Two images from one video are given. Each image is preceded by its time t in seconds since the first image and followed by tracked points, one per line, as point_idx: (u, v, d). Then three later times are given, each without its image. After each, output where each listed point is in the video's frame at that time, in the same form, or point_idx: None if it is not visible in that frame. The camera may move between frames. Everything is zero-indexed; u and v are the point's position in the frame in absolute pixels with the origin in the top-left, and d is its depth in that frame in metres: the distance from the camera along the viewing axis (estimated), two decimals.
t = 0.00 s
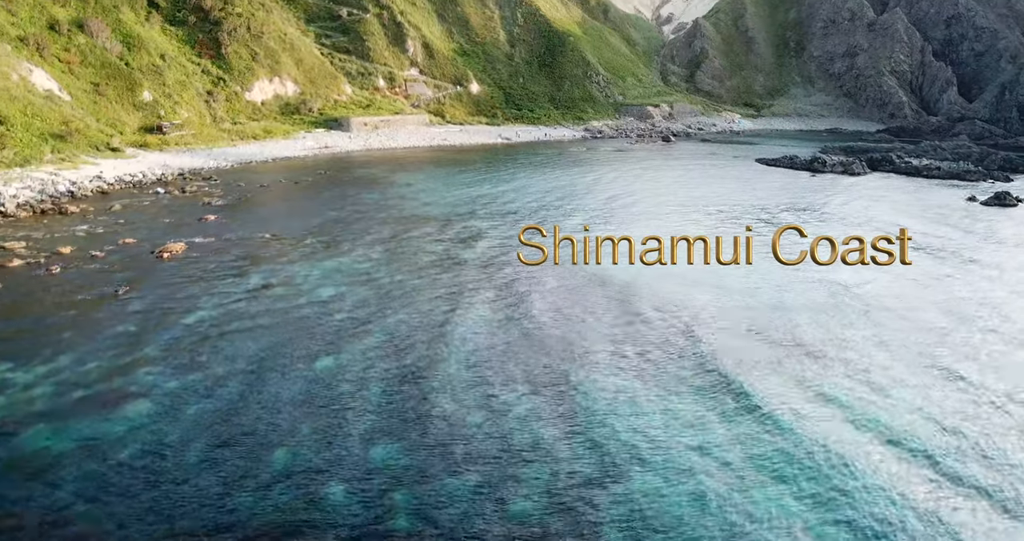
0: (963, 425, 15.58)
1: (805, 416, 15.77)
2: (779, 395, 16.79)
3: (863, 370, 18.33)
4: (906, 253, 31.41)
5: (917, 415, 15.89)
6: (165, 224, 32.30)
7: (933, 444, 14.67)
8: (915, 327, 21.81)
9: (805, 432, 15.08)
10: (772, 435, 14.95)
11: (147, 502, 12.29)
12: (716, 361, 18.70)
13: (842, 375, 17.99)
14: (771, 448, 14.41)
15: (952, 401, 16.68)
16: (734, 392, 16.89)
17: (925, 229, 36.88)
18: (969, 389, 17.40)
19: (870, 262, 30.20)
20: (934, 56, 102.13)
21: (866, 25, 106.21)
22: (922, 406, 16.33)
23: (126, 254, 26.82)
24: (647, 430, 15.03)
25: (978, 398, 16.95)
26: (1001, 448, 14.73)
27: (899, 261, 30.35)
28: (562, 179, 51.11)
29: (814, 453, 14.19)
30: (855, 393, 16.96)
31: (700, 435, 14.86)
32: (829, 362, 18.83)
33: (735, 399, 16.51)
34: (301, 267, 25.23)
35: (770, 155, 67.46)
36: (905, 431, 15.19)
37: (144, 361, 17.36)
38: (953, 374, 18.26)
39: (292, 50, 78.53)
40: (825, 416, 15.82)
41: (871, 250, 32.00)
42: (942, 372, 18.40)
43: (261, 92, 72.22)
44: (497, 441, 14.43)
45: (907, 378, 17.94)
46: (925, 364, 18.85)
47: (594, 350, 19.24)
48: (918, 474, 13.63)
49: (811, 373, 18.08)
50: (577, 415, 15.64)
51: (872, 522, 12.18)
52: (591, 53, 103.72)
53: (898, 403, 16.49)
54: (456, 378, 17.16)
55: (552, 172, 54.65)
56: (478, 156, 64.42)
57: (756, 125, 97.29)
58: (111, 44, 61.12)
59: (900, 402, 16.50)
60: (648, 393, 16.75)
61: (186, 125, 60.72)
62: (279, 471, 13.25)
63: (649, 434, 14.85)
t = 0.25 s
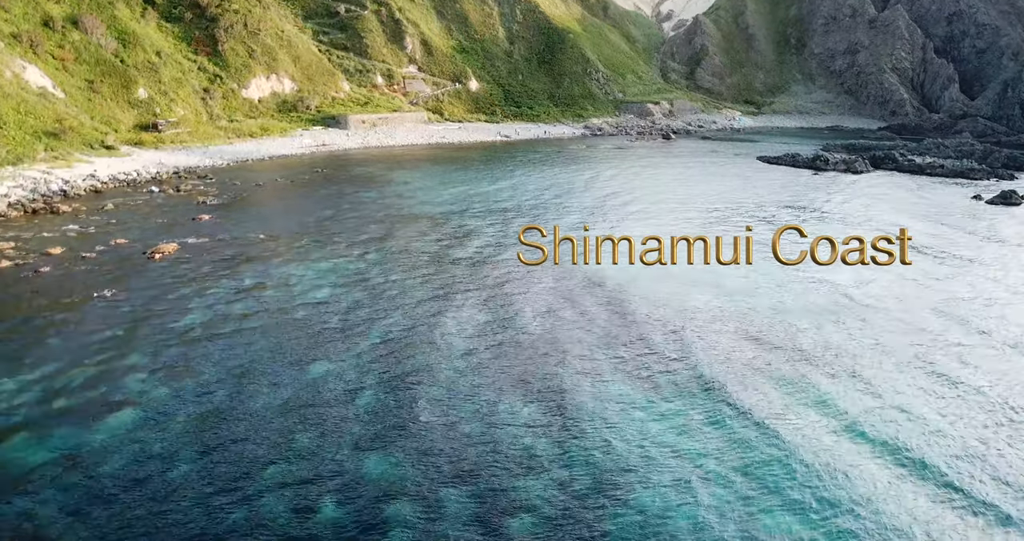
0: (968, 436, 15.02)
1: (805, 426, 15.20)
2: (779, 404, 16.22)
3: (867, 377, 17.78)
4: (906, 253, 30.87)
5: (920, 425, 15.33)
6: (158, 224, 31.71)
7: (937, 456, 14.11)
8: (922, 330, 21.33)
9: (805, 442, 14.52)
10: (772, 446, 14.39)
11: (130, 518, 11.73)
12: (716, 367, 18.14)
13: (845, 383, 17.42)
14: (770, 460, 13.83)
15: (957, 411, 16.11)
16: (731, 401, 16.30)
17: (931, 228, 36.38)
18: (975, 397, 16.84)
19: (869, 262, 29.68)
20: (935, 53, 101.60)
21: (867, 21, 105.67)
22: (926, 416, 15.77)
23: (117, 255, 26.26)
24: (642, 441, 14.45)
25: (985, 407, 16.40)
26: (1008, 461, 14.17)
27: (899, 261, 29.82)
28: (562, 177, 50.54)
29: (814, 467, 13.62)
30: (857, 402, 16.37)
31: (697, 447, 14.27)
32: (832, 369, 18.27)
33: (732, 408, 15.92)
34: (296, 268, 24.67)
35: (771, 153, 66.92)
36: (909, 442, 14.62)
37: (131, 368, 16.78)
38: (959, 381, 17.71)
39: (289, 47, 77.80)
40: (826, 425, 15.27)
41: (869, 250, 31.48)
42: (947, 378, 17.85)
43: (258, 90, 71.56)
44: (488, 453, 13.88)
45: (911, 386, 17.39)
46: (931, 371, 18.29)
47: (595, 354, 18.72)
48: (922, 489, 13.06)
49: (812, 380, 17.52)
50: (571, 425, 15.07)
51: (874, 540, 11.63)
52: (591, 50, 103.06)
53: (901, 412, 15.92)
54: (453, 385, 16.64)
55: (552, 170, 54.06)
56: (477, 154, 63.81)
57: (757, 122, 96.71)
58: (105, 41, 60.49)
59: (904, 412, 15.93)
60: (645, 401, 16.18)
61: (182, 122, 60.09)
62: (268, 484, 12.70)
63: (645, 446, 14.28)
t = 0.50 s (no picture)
0: (972, 447, 14.54)
1: (804, 436, 14.74)
2: (778, 412, 15.75)
3: (869, 384, 17.31)
4: (907, 254, 30.44)
5: (923, 436, 14.85)
6: (152, 223, 31.23)
7: (938, 469, 13.64)
8: (929, 333, 20.90)
9: (805, 453, 14.09)
10: (770, 457, 13.95)
11: (113, 534, 11.32)
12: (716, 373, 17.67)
13: (847, 390, 16.96)
14: (766, 474, 13.36)
15: (961, 420, 15.62)
16: (729, 409, 15.82)
17: (935, 228, 35.97)
18: (980, 405, 16.36)
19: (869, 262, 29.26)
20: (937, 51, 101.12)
21: (868, 19, 105.20)
22: (928, 426, 15.30)
23: (109, 255, 25.84)
24: (636, 453, 13.97)
25: (990, 416, 15.94)
26: (1013, 475, 13.68)
27: (898, 261, 29.41)
28: (562, 175, 50.10)
29: (811, 481, 13.17)
30: (858, 411, 15.89)
31: (692, 459, 13.80)
32: (834, 375, 17.80)
33: (730, 417, 15.44)
34: (291, 270, 24.24)
35: (773, 151, 66.46)
36: (910, 454, 14.14)
37: (119, 373, 16.38)
38: (965, 388, 17.23)
39: (286, 44, 77.24)
40: (826, 434, 14.84)
41: (869, 250, 31.05)
42: (952, 385, 17.38)
43: (256, 87, 71.02)
44: (479, 465, 13.41)
45: (916, 393, 16.93)
46: (935, 377, 17.82)
47: (596, 359, 18.31)
48: (922, 505, 12.59)
49: (813, 387, 17.06)
50: (565, 434, 14.59)
51: None
52: (591, 47, 102.53)
53: (902, 422, 15.44)
54: (449, 391, 16.22)
55: (551, 168, 53.60)
56: (476, 152, 63.38)
57: (757, 120, 96.28)
58: (101, 38, 59.95)
59: (906, 421, 15.45)
60: (641, 409, 15.71)
61: (179, 120, 59.58)
62: (257, 498, 12.27)
63: (638, 457, 13.81)
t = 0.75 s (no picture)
0: (976, 462, 13.95)
1: (802, 447, 14.24)
2: (777, 422, 15.26)
3: (873, 393, 16.78)
4: (906, 254, 29.98)
5: (926, 449, 14.28)
6: (144, 223, 30.65)
7: (939, 484, 13.07)
8: (938, 339, 20.38)
9: (803, 467, 13.53)
10: (767, 470, 13.40)
11: None
12: (717, 381, 17.17)
13: (849, 398, 16.44)
14: (760, 487, 12.84)
15: (965, 433, 15.02)
16: (727, 419, 15.31)
17: (940, 227, 35.44)
18: (988, 417, 15.76)
19: (869, 262, 28.82)
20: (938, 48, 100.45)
21: (869, 16, 104.59)
22: (931, 438, 14.71)
23: (99, 256, 25.29)
24: (626, 465, 13.45)
25: (998, 428, 15.34)
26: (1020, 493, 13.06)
27: (899, 261, 28.94)
28: (562, 174, 49.55)
29: (806, 496, 12.66)
30: (860, 422, 15.37)
31: (684, 472, 13.27)
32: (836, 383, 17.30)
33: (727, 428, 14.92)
34: (285, 272, 23.71)
35: (774, 149, 65.93)
36: (910, 468, 13.58)
37: (105, 381, 15.85)
38: (972, 398, 16.64)
39: (283, 41, 76.56)
40: (824, 447, 14.29)
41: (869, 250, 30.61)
42: (960, 395, 16.78)
43: (252, 85, 70.39)
44: (468, 480, 12.88)
45: (921, 403, 16.37)
46: (942, 387, 17.23)
47: (597, 366, 17.80)
48: (919, 522, 12.05)
49: (814, 395, 16.55)
50: (557, 446, 14.06)
51: None
52: (590, 44, 101.89)
53: (904, 434, 14.89)
54: (445, 401, 15.69)
55: (551, 167, 53.05)
56: (474, 150, 62.82)
57: (758, 118, 95.72)
58: (96, 35, 59.31)
59: (908, 433, 14.89)
60: (638, 420, 15.18)
61: (174, 118, 58.96)
62: (245, 516, 11.75)
63: (630, 471, 13.28)
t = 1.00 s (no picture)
0: (982, 475, 13.46)
1: (797, 457, 13.82)
2: (775, 431, 14.84)
3: (875, 401, 16.33)
4: (907, 254, 29.59)
5: (923, 461, 13.82)
6: (137, 224, 30.15)
7: (934, 497, 12.62)
8: (945, 344, 19.91)
9: (801, 481, 13.02)
10: (763, 485, 12.88)
11: None
12: (716, 389, 16.75)
13: (849, 407, 15.98)
14: (748, 499, 12.42)
15: (967, 444, 14.55)
16: (724, 428, 14.89)
17: (944, 228, 35.01)
18: (991, 428, 15.26)
19: (869, 261, 28.58)
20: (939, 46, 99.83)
21: (870, 13, 104.03)
22: (930, 449, 14.25)
23: (90, 258, 24.82)
24: (616, 477, 13.02)
25: (1004, 439, 14.87)
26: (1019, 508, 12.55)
27: (898, 261, 28.72)
28: (562, 173, 49.12)
29: (795, 507, 12.25)
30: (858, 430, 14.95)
31: (672, 483, 12.85)
32: (837, 390, 16.87)
33: (724, 437, 14.50)
34: (279, 274, 23.24)
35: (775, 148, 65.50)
36: (907, 480, 13.13)
37: (91, 389, 15.39)
38: (976, 408, 16.13)
39: (281, 39, 76.01)
40: (823, 459, 13.79)
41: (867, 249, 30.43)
42: (964, 404, 16.29)
43: (250, 83, 69.84)
44: (454, 493, 12.45)
45: (923, 412, 15.89)
46: (945, 394, 16.75)
47: (597, 372, 17.36)
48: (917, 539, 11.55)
49: (814, 404, 16.13)
50: (546, 456, 13.63)
51: None
52: (590, 41, 101.33)
53: (903, 444, 14.45)
54: (438, 409, 15.24)
55: (551, 165, 52.62)
56: (474, 149, 62.33)
57: (759, 116, 95.24)
58: (91, 32, 58.78)
59: (907, 443, 14.46)
60: (632, 430, 14.70)
61: (170, 116, 58.44)
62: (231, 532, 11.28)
63: (619, 483, 12.84)
